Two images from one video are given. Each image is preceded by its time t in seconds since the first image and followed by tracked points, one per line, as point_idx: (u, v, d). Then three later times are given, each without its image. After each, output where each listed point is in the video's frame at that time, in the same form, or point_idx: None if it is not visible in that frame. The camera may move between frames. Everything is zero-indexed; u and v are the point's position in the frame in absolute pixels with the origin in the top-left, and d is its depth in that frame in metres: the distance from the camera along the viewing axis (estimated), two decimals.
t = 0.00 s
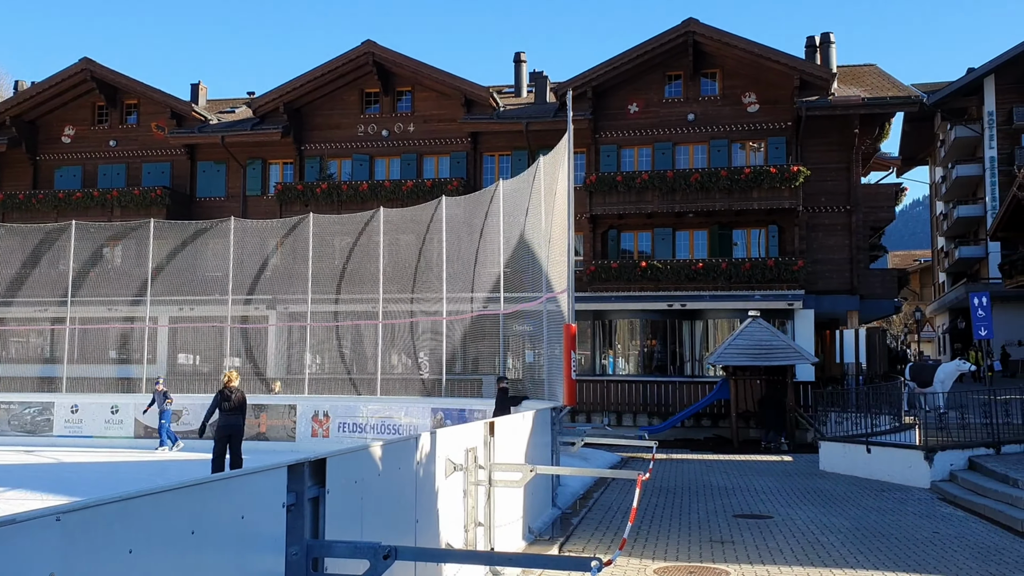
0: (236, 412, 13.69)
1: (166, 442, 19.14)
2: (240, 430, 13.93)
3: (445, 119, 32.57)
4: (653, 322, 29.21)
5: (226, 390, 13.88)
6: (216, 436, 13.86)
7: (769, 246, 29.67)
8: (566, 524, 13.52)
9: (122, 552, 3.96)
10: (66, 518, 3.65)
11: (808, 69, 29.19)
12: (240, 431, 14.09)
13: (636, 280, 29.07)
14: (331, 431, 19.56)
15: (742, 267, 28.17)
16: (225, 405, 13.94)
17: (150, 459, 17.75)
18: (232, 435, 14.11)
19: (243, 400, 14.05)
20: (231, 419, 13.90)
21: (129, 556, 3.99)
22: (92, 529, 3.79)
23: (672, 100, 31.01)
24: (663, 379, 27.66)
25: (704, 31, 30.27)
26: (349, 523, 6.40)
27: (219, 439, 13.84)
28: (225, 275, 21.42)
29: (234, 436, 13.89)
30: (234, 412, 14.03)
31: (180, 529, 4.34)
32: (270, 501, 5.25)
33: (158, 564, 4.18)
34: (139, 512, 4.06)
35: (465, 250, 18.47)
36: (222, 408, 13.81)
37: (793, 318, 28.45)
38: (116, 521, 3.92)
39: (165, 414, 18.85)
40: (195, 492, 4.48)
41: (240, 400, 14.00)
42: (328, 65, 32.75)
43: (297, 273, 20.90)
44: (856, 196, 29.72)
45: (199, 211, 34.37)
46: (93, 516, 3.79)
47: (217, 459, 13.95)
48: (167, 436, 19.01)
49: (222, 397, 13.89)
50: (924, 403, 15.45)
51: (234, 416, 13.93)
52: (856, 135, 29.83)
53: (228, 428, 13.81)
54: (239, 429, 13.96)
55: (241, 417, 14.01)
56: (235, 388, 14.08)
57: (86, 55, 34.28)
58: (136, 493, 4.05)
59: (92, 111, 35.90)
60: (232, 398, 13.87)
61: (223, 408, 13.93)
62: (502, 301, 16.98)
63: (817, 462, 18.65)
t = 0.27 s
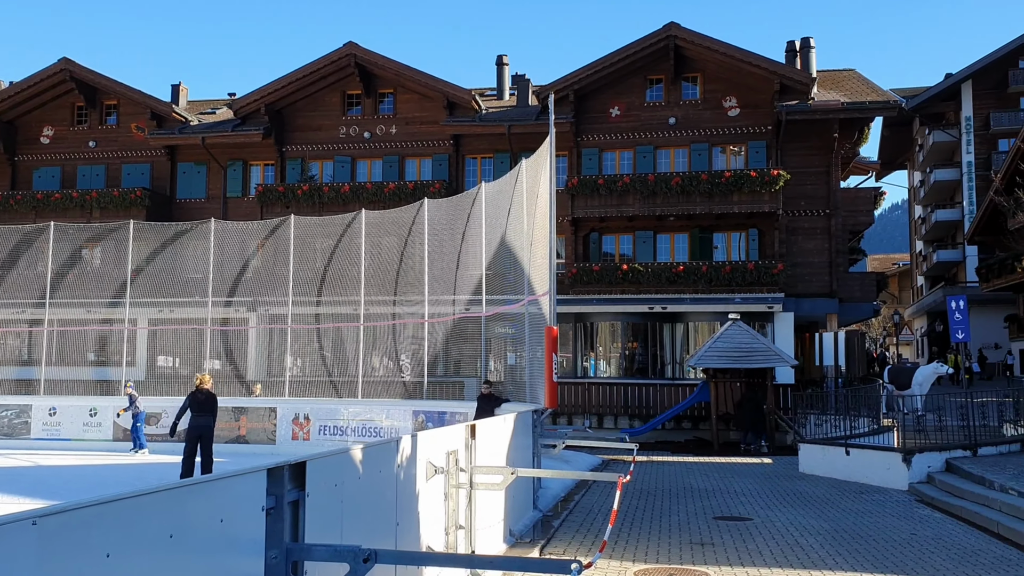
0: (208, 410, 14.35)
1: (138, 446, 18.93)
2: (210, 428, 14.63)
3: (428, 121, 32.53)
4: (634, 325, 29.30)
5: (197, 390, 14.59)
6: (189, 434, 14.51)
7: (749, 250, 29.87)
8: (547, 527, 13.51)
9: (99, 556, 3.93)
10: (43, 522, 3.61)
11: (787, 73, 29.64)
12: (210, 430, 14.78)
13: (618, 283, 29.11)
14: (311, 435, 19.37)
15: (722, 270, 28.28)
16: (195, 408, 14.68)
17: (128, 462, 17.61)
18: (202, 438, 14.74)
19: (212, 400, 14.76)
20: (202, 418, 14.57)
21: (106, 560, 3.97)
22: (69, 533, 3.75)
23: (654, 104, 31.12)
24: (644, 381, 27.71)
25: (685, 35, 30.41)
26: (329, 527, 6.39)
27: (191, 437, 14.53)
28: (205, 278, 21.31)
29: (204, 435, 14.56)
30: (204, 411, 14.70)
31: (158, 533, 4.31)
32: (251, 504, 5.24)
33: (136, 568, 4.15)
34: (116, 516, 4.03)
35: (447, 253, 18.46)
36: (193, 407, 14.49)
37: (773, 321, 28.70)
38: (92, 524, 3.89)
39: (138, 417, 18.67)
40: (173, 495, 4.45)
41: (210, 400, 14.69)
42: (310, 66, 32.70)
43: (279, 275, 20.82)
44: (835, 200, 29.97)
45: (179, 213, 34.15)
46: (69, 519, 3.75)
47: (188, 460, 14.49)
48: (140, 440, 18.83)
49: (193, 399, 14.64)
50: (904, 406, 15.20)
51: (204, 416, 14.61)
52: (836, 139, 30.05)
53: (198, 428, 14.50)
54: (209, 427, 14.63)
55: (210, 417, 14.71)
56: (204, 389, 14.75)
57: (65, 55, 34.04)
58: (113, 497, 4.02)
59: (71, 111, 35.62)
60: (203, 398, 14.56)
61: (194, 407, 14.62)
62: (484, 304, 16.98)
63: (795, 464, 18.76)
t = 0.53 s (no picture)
0: (176, 410, 14.84)
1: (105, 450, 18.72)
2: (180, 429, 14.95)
3: (407, 123, 32.48)
4: (612, 327, 29.38)
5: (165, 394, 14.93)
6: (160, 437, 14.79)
7: (726, 252, 30.07)
8: (525, 529, 13.51)
9: (72, 560, 3.90)
10: (15, 526, 3.58)
11: (764, 78, 29.77)
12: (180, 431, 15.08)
13: (596, 285, 29.19)
14: (288, 438, 18.74)
15: (699, 272, 28.41)
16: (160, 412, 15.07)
17: (102, 464, 17.44)
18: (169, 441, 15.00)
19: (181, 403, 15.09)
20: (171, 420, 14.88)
21: (79, 563, 3.94)
22: (41, 537, 3.73)
23: (631, 107, 31.23)
24: (622, 383, 27.79)
25: (663, 39, 30.55)
26: (306, 530, 6.36)
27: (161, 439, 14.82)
28: (182, 279, 21.17)
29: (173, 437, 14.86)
30: (172, 413, 14.95)
31: (130, 536, 4.29)
32: (225, 507, 5.22)
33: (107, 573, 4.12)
34: (88, 519, 4.00)
35: (425, 254, 18.44)
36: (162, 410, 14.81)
37: (750, 323, 28.86)
38: (65, 528, 3.86)
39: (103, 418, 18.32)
40: (146, 498, 4.42)
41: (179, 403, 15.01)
42: (288, 67, 32.59)
43: (256, 277, 20.72)
44: (811, 204, 30.20)
45: (156, 214, 33.88)
46: (42, 523, 3.72)
47: (160, 462, 14.75)
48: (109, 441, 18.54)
49: (158, 403, 15.06)
50: (878, 408, 15.24)
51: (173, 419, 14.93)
52: (812, 143, 30.29)
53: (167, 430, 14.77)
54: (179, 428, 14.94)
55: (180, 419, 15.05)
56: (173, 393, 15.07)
57: (40, 55, 33.71)
58: (86, 500, 3.99)
59: (46, 111, 35.28)
60: (171, 400, 14.89)
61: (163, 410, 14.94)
62: (463, 306, 16.96)
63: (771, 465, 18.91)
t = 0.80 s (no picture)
0: (157, 410, 14.98)
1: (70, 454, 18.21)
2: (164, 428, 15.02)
3: (390, 125, 32.43)
4: (595, 329, 29.43)
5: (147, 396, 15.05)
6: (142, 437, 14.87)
7: (708, 254, 30.20)
8: (507, 532, 13.50)
9: (50, 564, 3.88)
10: None
11: (746, 81, 29.88)
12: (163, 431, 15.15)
13: (580, 288, 29.23)
14: (271, 441, 18.22)
15: (681, 275, 28.61)
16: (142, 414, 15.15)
17: (82, 467, 17.29)
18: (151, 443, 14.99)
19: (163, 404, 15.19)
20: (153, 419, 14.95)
21: (57, 568, 3.92)
22: (19, 541, 3.72)
23: (614, 110, 31.32)
24: (605, 385, 27.84)
25: (646, 42, 30.64)
26: (288, 533, 6.35)
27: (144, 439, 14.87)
28: (163, 281, 21.13)
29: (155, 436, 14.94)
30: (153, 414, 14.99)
31: (110, 540, 4.28)
32: (204, 510, 5.19)
33: None
34: (67, 524, 3.99)
35: (408, 256, 18.42)
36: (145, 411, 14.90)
37: (731, 325, 29.01)
38: (44, 532, 3.85)
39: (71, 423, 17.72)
40: (125, 502, 4.41)
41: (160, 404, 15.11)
42: (270, 69, 32.48)
43: (238, 279, 20.66)
44: (792, 206, 30.36)
45: (137, 216, 33.65)
46: (20, 527, 3.71)
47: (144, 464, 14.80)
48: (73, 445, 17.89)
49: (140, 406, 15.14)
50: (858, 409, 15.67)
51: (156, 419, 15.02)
52: (793, 147, 30.50)
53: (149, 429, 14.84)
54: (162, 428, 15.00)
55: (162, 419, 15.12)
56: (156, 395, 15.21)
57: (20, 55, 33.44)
58: (64, 505, 3.97)
59: (26, 112, 34.99)
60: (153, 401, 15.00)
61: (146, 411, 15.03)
62: (446, 308, 16.94)
63: (753, 467, 18.99)
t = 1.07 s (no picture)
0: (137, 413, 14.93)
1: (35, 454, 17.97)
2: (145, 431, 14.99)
3: (371, 127, 32.38)
4: (576, 332, 29.46)
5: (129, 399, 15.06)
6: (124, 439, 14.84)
7: (688, 258, 30.32)
8: (487, 534, 13.52)
9: (25, 568, 3.87)
10: None
11: (726, 86, 30.08)
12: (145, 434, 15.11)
13: (560, 290, 29.43)
14: (249, 444, 17.85)
15: (661, 279, 28.73)
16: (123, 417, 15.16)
17: (57, 470, 17.09)
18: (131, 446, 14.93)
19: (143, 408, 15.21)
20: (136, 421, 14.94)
21: (32, 572, 3.91)
22: None
23: (595, 114, 31.39)
24: (586, 387, 27.87)
25: (627, 46, 30.74)
26: (267, 536, 6.33)
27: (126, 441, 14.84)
28: (142, 283, 21.00)
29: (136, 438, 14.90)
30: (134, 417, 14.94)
31: (87, 544, 4.27)
32: (182, 514, 5.18)
33: None
34: (43, 527, 3.98)
35: (389, 257, 18.36)
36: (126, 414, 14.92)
37: (710, 328, 29.00)
38: (20, 536, 3.84)
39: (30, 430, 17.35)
40: (102, 505, 4.40)
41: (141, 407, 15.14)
42: (251, 70, 32.33)
43: (217, 280, 20.54)
44: (771, 211, 30.56)
45: (115, 216, 33.39)
46: None
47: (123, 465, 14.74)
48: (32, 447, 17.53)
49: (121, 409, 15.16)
50: (836, 412, 15.76)
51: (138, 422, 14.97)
52: (772, 151, 30.65)
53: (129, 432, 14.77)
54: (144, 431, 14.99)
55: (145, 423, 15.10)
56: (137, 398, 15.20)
57: None
58: (40, 509, 3.96)
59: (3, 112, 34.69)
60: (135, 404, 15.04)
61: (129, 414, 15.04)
62: (427, 310, 16.87)
63: (732, 469, 19.09)
